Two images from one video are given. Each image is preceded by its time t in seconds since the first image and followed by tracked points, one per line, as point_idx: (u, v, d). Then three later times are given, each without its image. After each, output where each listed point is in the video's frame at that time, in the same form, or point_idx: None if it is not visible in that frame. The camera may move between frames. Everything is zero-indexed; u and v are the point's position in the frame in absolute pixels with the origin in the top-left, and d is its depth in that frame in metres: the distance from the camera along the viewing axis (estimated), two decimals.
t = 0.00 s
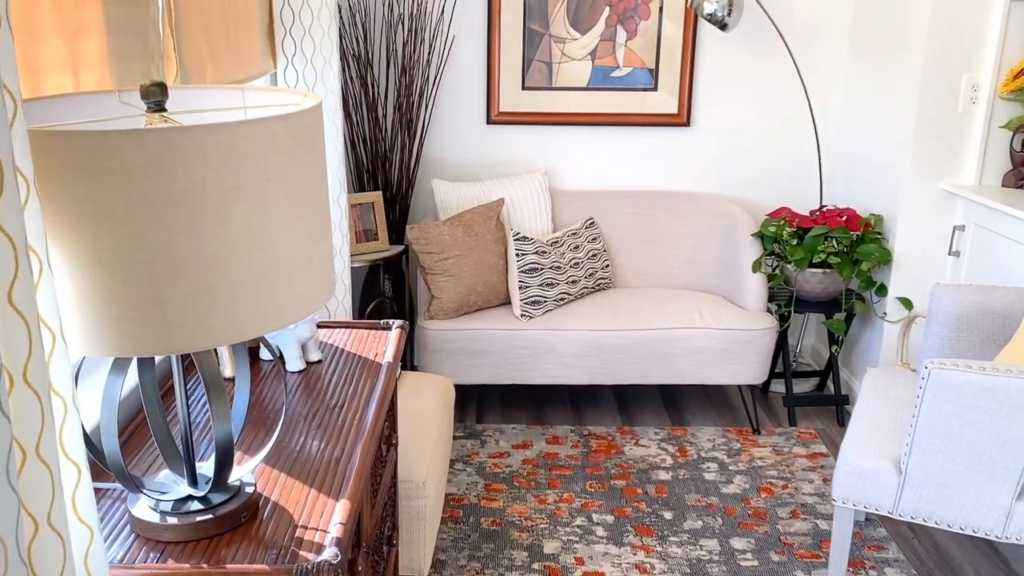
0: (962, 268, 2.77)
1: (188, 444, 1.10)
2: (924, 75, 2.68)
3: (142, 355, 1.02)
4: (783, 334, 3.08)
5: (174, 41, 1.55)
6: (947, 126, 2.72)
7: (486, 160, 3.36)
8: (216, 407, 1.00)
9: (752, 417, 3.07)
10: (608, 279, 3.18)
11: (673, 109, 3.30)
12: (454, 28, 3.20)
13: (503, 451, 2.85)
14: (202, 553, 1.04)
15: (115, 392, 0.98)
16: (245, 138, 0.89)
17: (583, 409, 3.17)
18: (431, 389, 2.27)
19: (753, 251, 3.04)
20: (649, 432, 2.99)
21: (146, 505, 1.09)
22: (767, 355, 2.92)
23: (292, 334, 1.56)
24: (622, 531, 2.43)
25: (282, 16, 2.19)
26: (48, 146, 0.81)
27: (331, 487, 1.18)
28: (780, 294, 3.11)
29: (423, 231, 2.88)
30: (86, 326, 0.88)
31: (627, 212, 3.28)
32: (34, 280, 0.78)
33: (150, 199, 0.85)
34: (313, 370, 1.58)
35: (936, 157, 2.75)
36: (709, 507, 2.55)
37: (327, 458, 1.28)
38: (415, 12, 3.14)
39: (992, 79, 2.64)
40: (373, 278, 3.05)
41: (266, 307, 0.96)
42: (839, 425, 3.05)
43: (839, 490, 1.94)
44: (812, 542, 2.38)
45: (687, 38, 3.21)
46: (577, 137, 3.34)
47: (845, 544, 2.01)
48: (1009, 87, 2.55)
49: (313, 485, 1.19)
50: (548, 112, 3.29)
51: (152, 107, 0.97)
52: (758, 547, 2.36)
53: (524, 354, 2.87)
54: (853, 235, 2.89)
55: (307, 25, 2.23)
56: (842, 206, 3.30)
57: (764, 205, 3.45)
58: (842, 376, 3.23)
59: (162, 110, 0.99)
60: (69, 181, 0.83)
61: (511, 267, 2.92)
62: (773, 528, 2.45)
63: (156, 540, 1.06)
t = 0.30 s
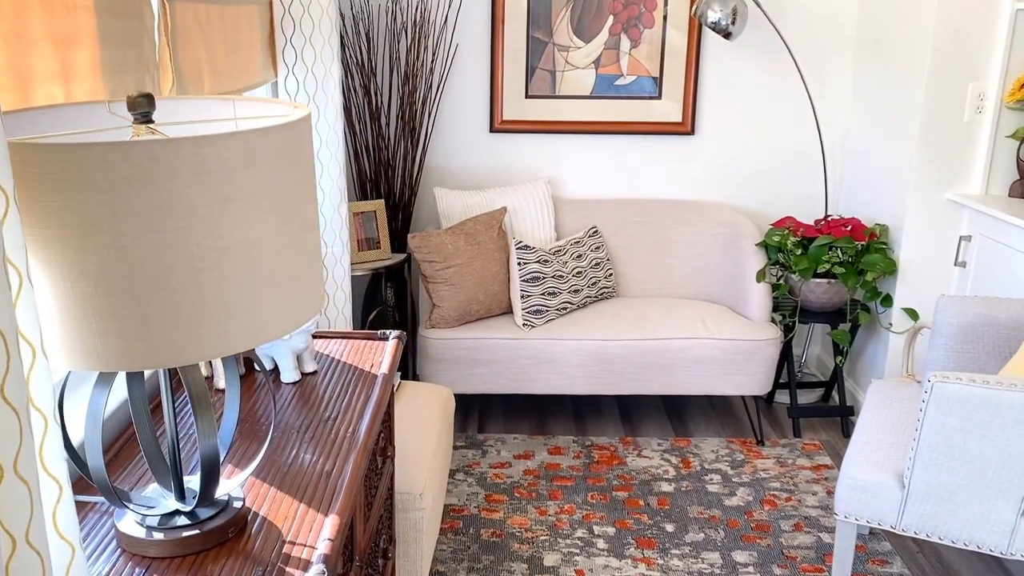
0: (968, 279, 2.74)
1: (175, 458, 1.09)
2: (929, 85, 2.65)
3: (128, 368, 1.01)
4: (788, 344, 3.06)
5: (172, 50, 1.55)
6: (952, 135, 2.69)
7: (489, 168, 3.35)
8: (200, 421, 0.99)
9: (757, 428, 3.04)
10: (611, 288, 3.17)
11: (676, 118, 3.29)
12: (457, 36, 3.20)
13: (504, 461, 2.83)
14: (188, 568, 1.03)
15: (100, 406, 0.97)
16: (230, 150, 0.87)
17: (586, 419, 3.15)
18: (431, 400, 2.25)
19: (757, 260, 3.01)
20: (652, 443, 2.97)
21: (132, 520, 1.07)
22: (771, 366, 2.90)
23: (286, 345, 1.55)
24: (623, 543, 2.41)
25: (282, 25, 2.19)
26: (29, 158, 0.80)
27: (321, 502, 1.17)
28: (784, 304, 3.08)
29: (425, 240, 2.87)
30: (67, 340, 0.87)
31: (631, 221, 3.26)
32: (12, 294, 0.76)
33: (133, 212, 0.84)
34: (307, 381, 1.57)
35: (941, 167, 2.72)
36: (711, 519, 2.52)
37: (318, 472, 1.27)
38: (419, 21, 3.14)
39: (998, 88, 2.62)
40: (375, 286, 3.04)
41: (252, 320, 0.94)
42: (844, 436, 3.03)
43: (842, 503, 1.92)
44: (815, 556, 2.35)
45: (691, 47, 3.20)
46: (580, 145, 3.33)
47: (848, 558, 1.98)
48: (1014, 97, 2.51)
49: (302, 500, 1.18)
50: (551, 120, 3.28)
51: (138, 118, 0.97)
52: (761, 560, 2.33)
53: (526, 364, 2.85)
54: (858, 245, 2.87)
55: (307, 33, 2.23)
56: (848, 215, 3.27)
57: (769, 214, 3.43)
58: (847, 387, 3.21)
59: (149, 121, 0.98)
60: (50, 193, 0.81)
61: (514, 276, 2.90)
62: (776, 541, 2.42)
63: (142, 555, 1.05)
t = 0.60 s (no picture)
0: (975, 288, 2.71)
1: (164, 472, 1.07)
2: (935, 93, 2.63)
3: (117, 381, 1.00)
4: (792, 354, 3.03)
5: (167, 58, 1.54)
6: (959, 143, 2.67)
7: (492, 175, 3.34)
8: (188, 435, 0.97)
9: (761, 439, 3.02)
10: (614, 297, 3.14)
11: (680, 125, 3.27)
12: (461, 44, 3.19)
13: (506, 471, 2.81)
14: None
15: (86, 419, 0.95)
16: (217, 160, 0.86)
17: (589, 428, 3.13)
18: (431, 410, 2.23)
19: (762, 269, 2.99)
20: (655, 453, 2.94)
21: (121, 535, 1.05)
22: (776, 376, 2.87)
23: (282, 355, 1.53)
24: (625, 555, 2.38)
25: (282, 32, 2.18)
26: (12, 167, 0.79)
27: (313, 516, 1.15)
28: (789, 313, 3.05)
29: (426, 248, 2.85)
30: (52, 353, 0.86)
31: (635, 229, 3.24)
32: None
33: (118, 224, 0.82)
34: (304, 392, 1.56)
35: (948, 176, 2.70)
36: (714, 531, 2.49)
37: (311, 485, 1.25)
38: (422, 27, 3.12)
39: (1005, 96, 2.59)
40: (377, 294, 3.03)
41: (242, 333, 0.93)
42: (849, 447, 3.00)
43: (846, 518, 1.90)
44: (819, 569, 2.32)
45: (695, 54, 3.18)
46: (584, 153, 3.31)
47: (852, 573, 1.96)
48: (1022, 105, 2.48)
49: (294, 514, 1.16)
50: (554, 128, 3.26)
51: (127, 127, 0.95)
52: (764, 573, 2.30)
53: (528, 373, 2.83)
54: (863, 254, 2.84)
55: (308, 41, 2.22)
56: (854, 223, 3.25)
57: (774, 223, 3.40)
58: (853, 397, 3.17)
59: (139, 131, 0.96)
60: (34, 204, 0.80)
61: (516, 285, 2.88)
62: (780, 553, 2.39)
63: (130, 571, 1.03)
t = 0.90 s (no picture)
0: (982, 296, 2.69)
1: (156, 483, 1.05)
2: (941, 99, 2.61)
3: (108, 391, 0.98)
4: (797, 362, 3.00)
5: (165, 62, 1.52)
6: (965, 149, 2.65)
7: (495, 181, 3.32)
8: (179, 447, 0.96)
9: (765, 447, 2.99)
10: (617, 303, 3.12)
11: (684, 131, 3.25)
12: (463, 49, 3.18)
13: (508, 479, 2.79)
14: None
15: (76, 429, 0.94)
16: (209, 166, 0.84)
17: (592, 436, 3.11)
18: (432, 418, 2.21)
19: (766, 276, 2.97)
20: (658, 461, 2.92)
21: (111, 546, 1.04)
22: (780, 384, 2.84)
23: (280, 363, 1.51)
24: (627, 565, 2.36)
25: (282, 37, 2.17)
26: None
27: (308, 528, 1.14)
28: (793, 320, 3.03)
29: (429, 254, 2.84)
30: (38, 362, 0.84)
31: (638, 236, 3.23)
32: None
33: (107, 232, 0.81)
34: (301, 401, 1.54)
35: (954, 182, 2.68)
36: (717, 541, 2.47)
37: (306, 496, 1.23)
38: (425, 33, 3.12)
39: (1011, 102, 2.57)
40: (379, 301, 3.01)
41: (234, 342, 0.91)
42: (854, 455, 2.97)
43: (851, 528, 1.89)
44: None
45: (699, 60, 3.17)
46: (587, 158, 3.30)
47: None
48: None
49: (288, 526, 1.14)
50: (557, 133, 3.25)
51: (118, 132, 0.94)
52: None
53: (530, 380, 2.81)
54: (868, 261, 2.82)
55: (308, 45, 2.21)
56: (859, 230, 3.22)
57: (779, 229, 3.38)
58: (858, 405, 3.15)
59: (130, 136, 0.95)
60: (20, 210, 0.78)
61: (518, 291, 2.86)
62: (784, 563, 2.36)
63: None
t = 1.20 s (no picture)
0: (990, 303, 2.66)
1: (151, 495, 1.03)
2: (949, 105, 2.59)
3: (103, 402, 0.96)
4: (803, 369, 2.98)
5: (165, 66, 1.49)
6: (973, 155, 2.62)
7: (498, 187, 3.30)
8: (174, 460, 0.94)
9: (771, 455, 2.96)
10: (622, 310, 3.10)
11: (689, 137, 3.23)
12: (467, 55, 3.16)
13: (511, 487, 2.76)
14: None
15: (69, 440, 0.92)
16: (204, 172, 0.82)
17: (596, 443, 3.08)
18: (434, 427, 2.19)
19: (771, 282, 2.94)
20: (663, 470, 2.89)
21: (105, 560, 1.01)
22: (786, 391, 2.81)
23: (279, 372, 1.49)
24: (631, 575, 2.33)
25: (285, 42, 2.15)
26: None
27: (306, 541, 1.12)
28: (799, 327, 3.00)
29: (432, 260, 2.82)
30: (29, 374, 0.82)
31: (643, 242, 3.20)
32: None
33: (99, 240, 0.79)
34: (301, 410, 1.52)
35: (962, 189, 2.65)
36: (723, 551, 2.44)
37: (305, 508, 1.21)
38: (428, 38, 3.10)
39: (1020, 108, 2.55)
40: (382, 307, 2.99)
41: (229, 353, 0.89)
42: (861, 464, 2.94)
43: (859, 540, 1.86)
44: None
45: (704, 65, 3.15)
46: (591, 164, 3.28)
47: None
48: None
49: (286, 539, 1.12)
50: (561, 139, 3.23)
51: (114, 138, 0.92)
52: None
53: (534, 387, 2.78)
54: (875, 268, 2.79)
55: (311, 50, 2.19)
56: (865, 236, 3.20)
57: (785, 235, 3.36)
58: (865, 414, 3.12)
59: (126, 141, 0.93)
60: (11, 218, 0.76)
61: (522, 298, 2.84)
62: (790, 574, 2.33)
63: None
